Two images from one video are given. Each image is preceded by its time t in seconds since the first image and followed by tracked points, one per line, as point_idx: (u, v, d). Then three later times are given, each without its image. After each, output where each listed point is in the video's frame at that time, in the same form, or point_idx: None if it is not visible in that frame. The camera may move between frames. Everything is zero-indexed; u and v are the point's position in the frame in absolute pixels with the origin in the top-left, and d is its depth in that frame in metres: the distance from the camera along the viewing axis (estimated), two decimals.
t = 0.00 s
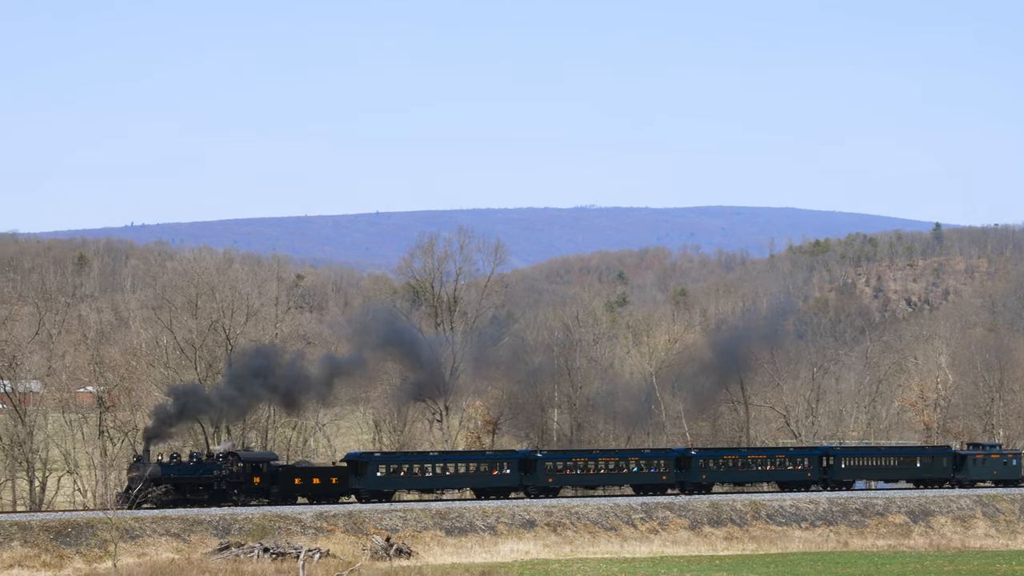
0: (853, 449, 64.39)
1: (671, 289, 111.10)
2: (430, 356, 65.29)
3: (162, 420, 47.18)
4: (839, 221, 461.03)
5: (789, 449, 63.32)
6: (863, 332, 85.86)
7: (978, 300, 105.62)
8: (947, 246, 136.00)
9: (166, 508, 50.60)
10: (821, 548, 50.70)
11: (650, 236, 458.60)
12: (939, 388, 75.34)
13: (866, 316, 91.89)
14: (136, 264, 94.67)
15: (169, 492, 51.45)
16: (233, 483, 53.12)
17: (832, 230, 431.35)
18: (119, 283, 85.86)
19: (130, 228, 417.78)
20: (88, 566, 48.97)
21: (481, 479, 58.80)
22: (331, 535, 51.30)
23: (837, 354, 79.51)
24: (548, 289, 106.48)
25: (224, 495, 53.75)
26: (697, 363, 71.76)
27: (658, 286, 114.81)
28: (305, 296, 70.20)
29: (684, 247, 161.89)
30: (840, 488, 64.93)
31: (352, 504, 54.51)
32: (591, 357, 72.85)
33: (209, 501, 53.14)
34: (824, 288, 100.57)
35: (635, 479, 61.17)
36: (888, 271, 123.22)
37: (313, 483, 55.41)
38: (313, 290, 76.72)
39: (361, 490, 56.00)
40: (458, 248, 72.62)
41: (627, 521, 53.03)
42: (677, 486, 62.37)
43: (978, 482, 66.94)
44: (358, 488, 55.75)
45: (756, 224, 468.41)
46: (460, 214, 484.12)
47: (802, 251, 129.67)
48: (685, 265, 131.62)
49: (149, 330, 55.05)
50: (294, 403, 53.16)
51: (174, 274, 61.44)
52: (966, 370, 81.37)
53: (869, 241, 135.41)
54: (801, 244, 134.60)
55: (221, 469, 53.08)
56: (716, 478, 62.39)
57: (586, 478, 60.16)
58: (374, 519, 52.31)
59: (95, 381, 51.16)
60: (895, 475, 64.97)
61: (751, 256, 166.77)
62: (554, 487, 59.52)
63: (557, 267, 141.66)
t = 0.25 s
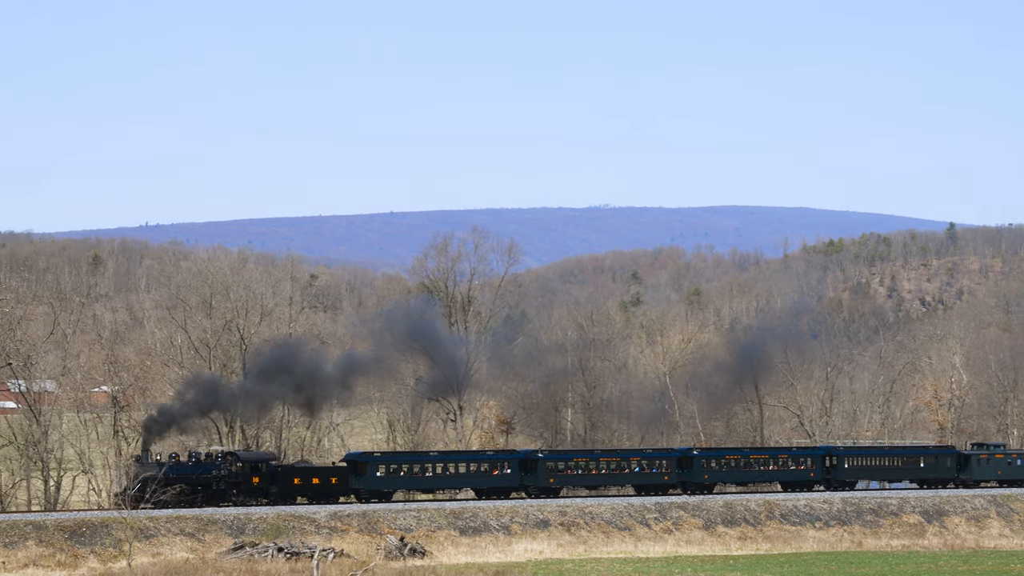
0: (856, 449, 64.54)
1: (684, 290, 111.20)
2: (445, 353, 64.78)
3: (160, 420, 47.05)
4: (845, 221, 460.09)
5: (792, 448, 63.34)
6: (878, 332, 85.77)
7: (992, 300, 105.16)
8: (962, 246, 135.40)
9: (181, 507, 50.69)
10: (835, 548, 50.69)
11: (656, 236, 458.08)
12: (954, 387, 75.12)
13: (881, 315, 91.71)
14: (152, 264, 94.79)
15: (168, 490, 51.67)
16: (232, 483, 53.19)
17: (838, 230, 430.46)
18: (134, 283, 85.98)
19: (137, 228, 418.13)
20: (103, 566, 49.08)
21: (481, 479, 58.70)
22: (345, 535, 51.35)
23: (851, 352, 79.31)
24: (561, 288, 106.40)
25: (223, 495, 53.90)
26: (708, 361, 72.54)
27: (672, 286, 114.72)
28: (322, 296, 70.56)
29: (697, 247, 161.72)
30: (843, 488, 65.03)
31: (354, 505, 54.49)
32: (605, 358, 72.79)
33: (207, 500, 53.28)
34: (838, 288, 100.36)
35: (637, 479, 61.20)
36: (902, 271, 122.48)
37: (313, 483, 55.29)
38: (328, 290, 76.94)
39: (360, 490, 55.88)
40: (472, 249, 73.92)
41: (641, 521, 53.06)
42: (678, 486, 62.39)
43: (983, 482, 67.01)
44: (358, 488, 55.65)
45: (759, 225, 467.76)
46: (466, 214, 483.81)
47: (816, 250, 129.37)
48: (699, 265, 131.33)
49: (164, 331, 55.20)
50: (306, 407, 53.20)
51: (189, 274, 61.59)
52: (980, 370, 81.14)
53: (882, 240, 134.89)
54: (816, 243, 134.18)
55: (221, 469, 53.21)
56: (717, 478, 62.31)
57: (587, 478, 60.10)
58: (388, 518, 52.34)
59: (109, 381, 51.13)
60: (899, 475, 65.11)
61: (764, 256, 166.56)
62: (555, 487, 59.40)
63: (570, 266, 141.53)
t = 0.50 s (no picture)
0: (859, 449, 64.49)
1: (699, 289, 111.17)
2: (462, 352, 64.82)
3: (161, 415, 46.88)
4: (852, 220, 459.01)
5: (796, 449, 63.17)
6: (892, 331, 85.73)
7: (1008, 299, 104.66)
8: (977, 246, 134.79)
9: (196, 507, 50.79)
10: (850, 548, 50.67)
11: (662, 236, 457.54)
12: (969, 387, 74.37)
13: (895, 315, 91.55)
14: (169, 264, 94.85)
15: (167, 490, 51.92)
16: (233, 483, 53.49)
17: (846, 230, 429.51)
18: (149, 282, 86.06)
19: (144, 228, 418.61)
20: (119, 565, 49.15)
21: (483, 478, 58.41)
22: (360, 534, 51.39)
23: (866, 353, 79.38)
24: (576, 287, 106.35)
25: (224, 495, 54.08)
26: (724, 363, 72.88)
27: (687, 286, 114.60)
28: (336, 296, 70.62)
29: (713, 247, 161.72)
30: (847, 489, 64.96)
31: (357, 504, 54.43)
32: (620, 358, 72.71)
33: (208, 501, 53.49)
34: (853, 288, 100.10)
35: (639, 479, 61.04)
36: (916, 270, 121.32)
37: (313, 483, 55.09)
38: (343, 288, 76.95)
39: (361, 490, 55.55)
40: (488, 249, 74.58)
41: (656, 520, 53.06)
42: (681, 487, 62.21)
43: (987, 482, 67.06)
44: (358, 488, 55.31)
45: (767, 225, 467.53)
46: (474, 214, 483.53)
47: (830, 250, 129.03)
48: (714, 265, 131.06)
49: (179, 330, 55.24)
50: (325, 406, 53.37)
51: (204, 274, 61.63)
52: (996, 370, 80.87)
53: (897, 239, 134.30)
54: (830, 242, 133.75)
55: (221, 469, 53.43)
56: (720, 477, 62.08)
57: (588, 478, 59.90)
58: (403, 518, 52.35)
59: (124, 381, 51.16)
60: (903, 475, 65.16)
61: (778, 255, 166.30)
62: (556, 488, 59.16)
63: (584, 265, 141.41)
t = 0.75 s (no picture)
0: (864, 449, 64.28)
1: (715, 290, 110.98)
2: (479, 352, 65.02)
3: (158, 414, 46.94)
4: (860, 220, 457.91)
5: (801, 449, 62.98)
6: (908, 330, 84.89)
7: None
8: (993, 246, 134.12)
9: (212, 506, 50.89)
10: (866, 548, 50.64)
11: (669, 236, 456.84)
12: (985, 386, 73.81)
13: (911, 314, 91.33)
14: (183, 265, 94.69)
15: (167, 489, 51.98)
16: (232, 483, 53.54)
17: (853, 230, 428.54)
18: (163, 283, 86.07)
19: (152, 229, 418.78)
20: (135, 565, 49.18)
21: (485, 478, 58.38)
22: (375, 534, 51.40)
23: (882, 353, 79.12)
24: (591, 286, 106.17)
25: (222, 495, 54.18)
26: (739, 364, 73.65)
27: (702, 285, 114.47)
28: (352, 296, 70.57)
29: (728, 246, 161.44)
30: (852, 489, 64.79)
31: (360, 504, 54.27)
32: (635, 359, 72.66)
33: (207, 500, 53.55)
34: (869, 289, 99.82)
35: (643, 479, 60.92)
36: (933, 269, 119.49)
37: (314, 483, 55.22)
38: (358, 287, 76.94)
39: (362, 490, 55.76)
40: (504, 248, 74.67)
41: (671, 520, 53.04)
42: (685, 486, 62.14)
43: (993, 482, 66.87)
44: (359, 488, 55.49)
45: (781, 225, 466.52)
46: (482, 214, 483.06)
47: (846, 250, 128.51)
48: (729, 265, 130.66)
49: (194, 330, 55.13)
50: (346, 405, 53.74)
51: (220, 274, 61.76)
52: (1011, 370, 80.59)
53: (913, 239, 133.70)
54: (846, 242, 133.25)
55: (220, 469, 53.52)
56: (724, 477, 61.94)
57: (591, 478, 59.83)
58: (418, 518, 52.34)
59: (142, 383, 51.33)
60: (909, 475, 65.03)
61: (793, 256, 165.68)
62: (559, 487, 59.08)
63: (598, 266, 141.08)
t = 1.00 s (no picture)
0: (870, 448, 64.02)
1: (732, 289, 110.93)
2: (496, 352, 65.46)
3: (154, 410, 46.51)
4: (869, 220, 456.99)
5: (806, 449, 62.68)
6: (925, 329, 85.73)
7: None
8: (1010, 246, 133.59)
9: (228, 506, 50.99)
10: (882, 547, 50.61)
11: (677, 237, 456.47)
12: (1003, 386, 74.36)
13: (927, 314, 91.23)
14: (199, 265, 94.84)
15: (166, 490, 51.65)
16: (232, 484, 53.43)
17: (861, 229, 427.78)
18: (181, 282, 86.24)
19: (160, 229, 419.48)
20: (152, 564, 49.23)
21: (488, 478, 58.22)
22: (391, 534, 51.43)
23: (899, 353, 78.80)
24: (607, 286, 106.21)
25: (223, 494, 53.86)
26: (755, 363, 73.36)
27: (718, 285, 114.57)
28: (369, 295, 70.59)
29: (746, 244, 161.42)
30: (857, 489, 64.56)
31: (361, 504, 54.23)
32: (651, 358, 72.79)
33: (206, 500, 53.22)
34: (886, 289, 99.93)
35: (647, 479, 60.66)
36: (949, 269, 117.29)
37: (315, 483, 55.01)
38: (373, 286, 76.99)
39: (363, 490, 55.79)
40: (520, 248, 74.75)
41: (687, 520, 53.04)
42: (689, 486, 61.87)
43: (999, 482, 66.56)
44: (361, 488, 55.58)
45: (797, 225, 465.94)
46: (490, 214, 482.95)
47: (863, 250, 128.05)
48: (745, 265, 130.57)
49: (211, 330, 55.28)
50: (368, 405, 54.43)
51: (237, 274, 61.83)
52: None
53: (929, 238, 133.25)
54: (862, 241, 132.90)
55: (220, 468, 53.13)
56: (728, 478, 61.72)
57: (595, 479, 59.64)
58: (434, 518, 52.35)
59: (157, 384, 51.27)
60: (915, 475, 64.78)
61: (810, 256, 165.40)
62: (562, 487, 58.89)
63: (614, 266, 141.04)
